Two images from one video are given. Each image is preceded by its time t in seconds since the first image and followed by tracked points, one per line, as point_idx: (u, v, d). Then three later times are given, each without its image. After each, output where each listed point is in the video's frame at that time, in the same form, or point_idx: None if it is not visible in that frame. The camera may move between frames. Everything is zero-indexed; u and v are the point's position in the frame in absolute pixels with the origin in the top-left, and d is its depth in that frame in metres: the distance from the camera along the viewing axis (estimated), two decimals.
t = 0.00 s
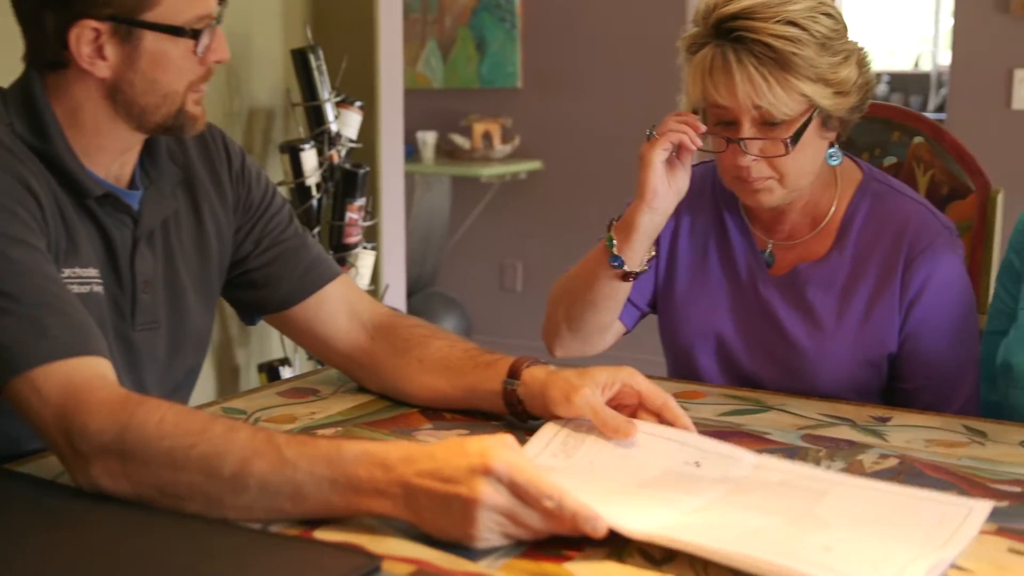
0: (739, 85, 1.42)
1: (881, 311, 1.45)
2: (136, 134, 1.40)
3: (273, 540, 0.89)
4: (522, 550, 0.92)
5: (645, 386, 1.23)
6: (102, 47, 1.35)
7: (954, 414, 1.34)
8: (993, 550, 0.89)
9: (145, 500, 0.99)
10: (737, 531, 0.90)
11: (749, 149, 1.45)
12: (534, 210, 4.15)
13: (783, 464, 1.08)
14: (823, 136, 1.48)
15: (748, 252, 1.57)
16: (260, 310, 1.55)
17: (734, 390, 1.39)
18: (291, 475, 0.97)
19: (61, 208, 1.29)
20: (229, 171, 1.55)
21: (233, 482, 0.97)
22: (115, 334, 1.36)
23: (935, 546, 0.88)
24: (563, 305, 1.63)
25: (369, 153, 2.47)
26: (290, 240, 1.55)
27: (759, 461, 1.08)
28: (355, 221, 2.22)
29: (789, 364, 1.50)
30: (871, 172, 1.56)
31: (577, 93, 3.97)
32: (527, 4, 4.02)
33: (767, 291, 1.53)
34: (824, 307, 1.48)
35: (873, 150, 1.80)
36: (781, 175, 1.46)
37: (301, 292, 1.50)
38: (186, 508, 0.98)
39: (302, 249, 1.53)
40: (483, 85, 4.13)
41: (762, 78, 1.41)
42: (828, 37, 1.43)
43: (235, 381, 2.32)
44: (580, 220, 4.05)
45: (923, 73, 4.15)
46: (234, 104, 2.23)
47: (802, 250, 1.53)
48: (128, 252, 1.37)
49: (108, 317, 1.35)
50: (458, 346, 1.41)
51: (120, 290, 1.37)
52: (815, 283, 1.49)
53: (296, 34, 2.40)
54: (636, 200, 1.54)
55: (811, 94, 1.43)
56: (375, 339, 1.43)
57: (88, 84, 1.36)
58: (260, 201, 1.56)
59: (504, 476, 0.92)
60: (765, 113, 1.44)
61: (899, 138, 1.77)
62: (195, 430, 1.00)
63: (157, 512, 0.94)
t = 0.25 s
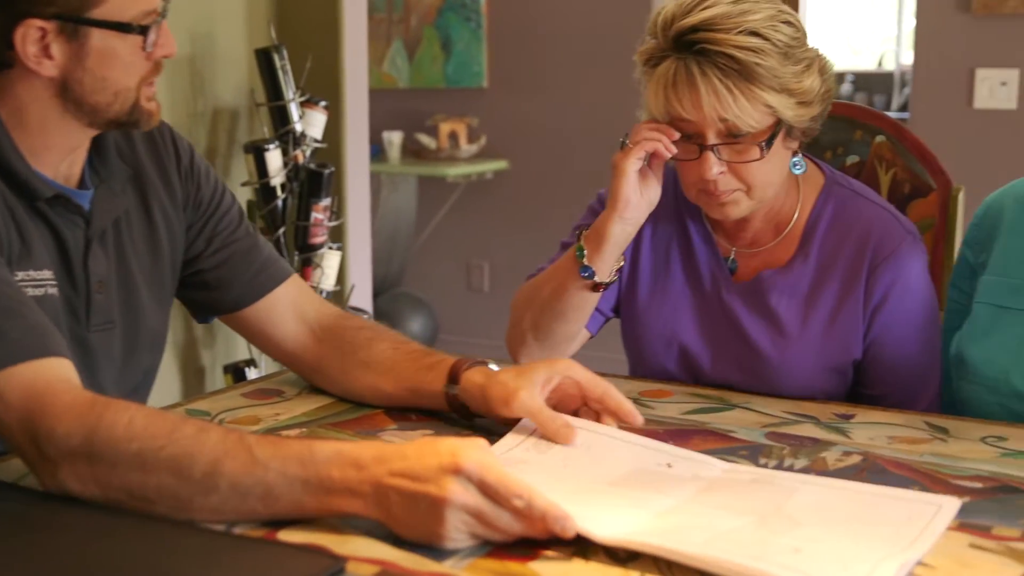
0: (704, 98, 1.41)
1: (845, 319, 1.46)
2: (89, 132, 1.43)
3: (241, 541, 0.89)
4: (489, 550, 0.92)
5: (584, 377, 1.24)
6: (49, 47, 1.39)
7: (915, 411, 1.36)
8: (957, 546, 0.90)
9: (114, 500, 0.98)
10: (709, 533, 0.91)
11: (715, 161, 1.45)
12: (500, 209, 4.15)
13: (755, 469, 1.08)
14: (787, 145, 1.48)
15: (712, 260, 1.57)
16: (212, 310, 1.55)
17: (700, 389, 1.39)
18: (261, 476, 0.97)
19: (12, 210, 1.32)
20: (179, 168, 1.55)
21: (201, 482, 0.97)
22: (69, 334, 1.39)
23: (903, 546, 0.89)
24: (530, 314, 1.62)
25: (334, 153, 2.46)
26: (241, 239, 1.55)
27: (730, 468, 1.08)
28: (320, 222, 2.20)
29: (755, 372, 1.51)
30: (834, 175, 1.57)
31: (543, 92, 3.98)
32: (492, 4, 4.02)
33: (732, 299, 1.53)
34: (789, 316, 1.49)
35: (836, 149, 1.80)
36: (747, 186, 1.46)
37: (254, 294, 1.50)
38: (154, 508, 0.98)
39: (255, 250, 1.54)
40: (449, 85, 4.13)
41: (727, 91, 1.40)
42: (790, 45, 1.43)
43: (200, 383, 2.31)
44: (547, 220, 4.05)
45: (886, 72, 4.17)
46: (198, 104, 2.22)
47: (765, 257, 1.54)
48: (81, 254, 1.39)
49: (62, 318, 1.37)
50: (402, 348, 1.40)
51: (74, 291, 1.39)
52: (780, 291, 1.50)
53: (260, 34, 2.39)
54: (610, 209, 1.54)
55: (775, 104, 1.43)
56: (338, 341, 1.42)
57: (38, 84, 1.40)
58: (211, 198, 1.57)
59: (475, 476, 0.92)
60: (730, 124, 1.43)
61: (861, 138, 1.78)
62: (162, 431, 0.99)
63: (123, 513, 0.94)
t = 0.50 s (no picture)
0: (679, 98, 1.40)
1: (813, 326, 1.47)
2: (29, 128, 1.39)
3: (207, 543, 0.88)
4: (455, 550, 0.91)
5: (532, 380, 1.25)
6: None
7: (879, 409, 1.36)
8: (922, 543, 0.90)
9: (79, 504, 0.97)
10: (674, 528, 0.91)
11: (693, 164, 1.44)
12: (471, 209, 4.15)
13: (721, 463, 1.10)
14: (760, 146, 1.49)
15: (681, 266, 1.57)
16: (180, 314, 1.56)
17: (669, 388, 1.40)
18: (223, 477, 0.97)
19: None
20: (136, 168, 1.54)
21: (166, 485, 0.96)
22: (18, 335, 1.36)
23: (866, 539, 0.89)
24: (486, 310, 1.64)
25: (303, 154, 2.45)
26: (203, 241, 1.55)
27: (699, 460, 1.10)
28: (290, 222, 2.20)
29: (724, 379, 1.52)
30: (804, 179, 1.57)
31: (514, 93, 3.98)
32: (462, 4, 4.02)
33: (700, 306, 1.54)
34: (757, 323, 1.50)
35: (803, 149, 1.81)
36: (724, 188, 1.46)
37: (218, 299, 1.51)
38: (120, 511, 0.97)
39: (218, 254, 1.54)
40: (419, 85, 4.12)
41: (702, 88, 1.40)
42: (756, 43, 1.44)
43: (170, 385, 2.30)
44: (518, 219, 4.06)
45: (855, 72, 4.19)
46: (167, 104, 2.21)
47: (734, 263, 1.54)
48: (28, 251, 1.36)
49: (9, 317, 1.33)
50: (359, 352, 1.39)
51: (20, 289, 1.36)
52: (749, 298, 1.50)
53: (228, 33, 2.38)
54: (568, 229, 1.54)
55: (748, 100, 1.43)
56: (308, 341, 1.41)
57: None
58: (170, 199, 1.56)
59: (440, 468, 0.93)
60: (706, 124, 1.42)
61: (829, 137, 1.79)
62: (126, 435, 0.99)
63: (88, 516, 0.93)
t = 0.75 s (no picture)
0: (650, 100, 1.41)
1: (782, 328, 1.48)
2: None
3: (174, 545, 0.88)
4: (427, 551, 0.91)
5: (496, 378, 1.25)
6: None
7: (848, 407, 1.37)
8: (890, 540, 0.91)
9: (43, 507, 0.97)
10: (644, 524, 0.92)
11: (668, 166, 1.43)
12: (443, 209, 4.15)
13: (687, 458, 1.10)
14: (732, 145, 1.50)
15: (650, 270, 1.57)
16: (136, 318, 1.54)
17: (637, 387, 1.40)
18: (191, 477, 0.96)
19: None
20: (95, 170, 1.53)
21: (131, 487, 0.96)
22: None
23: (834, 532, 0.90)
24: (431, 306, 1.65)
25: (273, 154, 2.44)
26: (160, 243, 1.54)
27: (665, 455, 1.11)
28: (260, 222, 2.18)
29: (693, 381, 1.53)
30: (774, 181, 1.57)
31: (485, 93, 3.98)
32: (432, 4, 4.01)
33: (669, 309, 1.54)
34: (726, 326, 1.50)
35: (773, 148, 1.82)
36: (699, 189, 1.46)
37: (176, 301, 1.50)
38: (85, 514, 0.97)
39: (175, 255, 1.53)
40: (390, 85, 4.11)
41: (673, 89, 1.41)
42: (721, 43, 1.45)
43: (139, 387, 2.28)
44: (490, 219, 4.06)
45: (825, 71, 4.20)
46: (135, 104, 2.20)
47: (703, 267, 1.54)
48: None
49: None
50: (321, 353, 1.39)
51: None
52: (718, 301, 1.51)
53: (197, 33, 2.37)
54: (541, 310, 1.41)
55: (718, 99, 1.43)
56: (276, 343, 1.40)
57: None
58: (129, 201, 1.55)
59: (406, 460, 0.95)
60: (678, 125, 1.43)
61: (798, 136, 1.80)
62: (90, 437, 0.99)
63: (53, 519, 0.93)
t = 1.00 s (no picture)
0: (613, 105, 1.41)
1: (749, 327, 1.48)
2: None
3: (147, 548, 0.87)
4: (399, 551, 0.91)
5: (470, 382, 1.25)
6: None
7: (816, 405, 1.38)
8: (861, 537, 0.91)
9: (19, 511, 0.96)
10: (634, 526, 0.92)
11: (634, 171, 1.44)
12: (415, 210, 4.15)
13: (666, 458, 1.11)
14: (696, 146, 1.51)
15: (615, 272, 1.57)
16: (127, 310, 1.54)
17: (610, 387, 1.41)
18: (168, 478, 0.96)
19: None
20: (97, 161, 1.54)
21: (107, 488, 0.96)
22: None
23: (822, 530, 0.91)
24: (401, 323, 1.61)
25: (245, 155, 2.43)
26: (152, 237, 1.54)
27: (641, 455, 1.11)
28: (232, 223, 2.17)
29: (662, 383, 1.52)
30: (739, 181, 1.58)
31: (458, 93, 3.97)
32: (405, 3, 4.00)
33: (637, 313, 1.54)
34: (693, 326, 1.50)
35: (743, 148, 1.82)
36: (666, 192, 1.46)
37: (165, 294, 1.50)
38: (61, 517, 0.96)
39: (168, 247, 1.54)
40: (362, 85, 4.10)
41: (634, 93, 1.41)
42: (680, 45, 1.46)
43: (111, 388, 2.27)
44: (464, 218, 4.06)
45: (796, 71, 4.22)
46: (105, 105, 2.18)
47: (671, 269, 1.55)
48: None
49: None
50: (298, 353, 1.39)
51: None
52: (685, 302, 1.51)
53: (167, 33, 2.35)
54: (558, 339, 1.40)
55: (680, 100, 1.44)
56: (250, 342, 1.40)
57: None
58: (129, 193, 1.56)
59: (399, 463, 0.94)
60: (642, 129, 1.43)
61: (768, 136, 1.80)
62: (66, 439, 0.98)
63: (27, 522, 0.92)
